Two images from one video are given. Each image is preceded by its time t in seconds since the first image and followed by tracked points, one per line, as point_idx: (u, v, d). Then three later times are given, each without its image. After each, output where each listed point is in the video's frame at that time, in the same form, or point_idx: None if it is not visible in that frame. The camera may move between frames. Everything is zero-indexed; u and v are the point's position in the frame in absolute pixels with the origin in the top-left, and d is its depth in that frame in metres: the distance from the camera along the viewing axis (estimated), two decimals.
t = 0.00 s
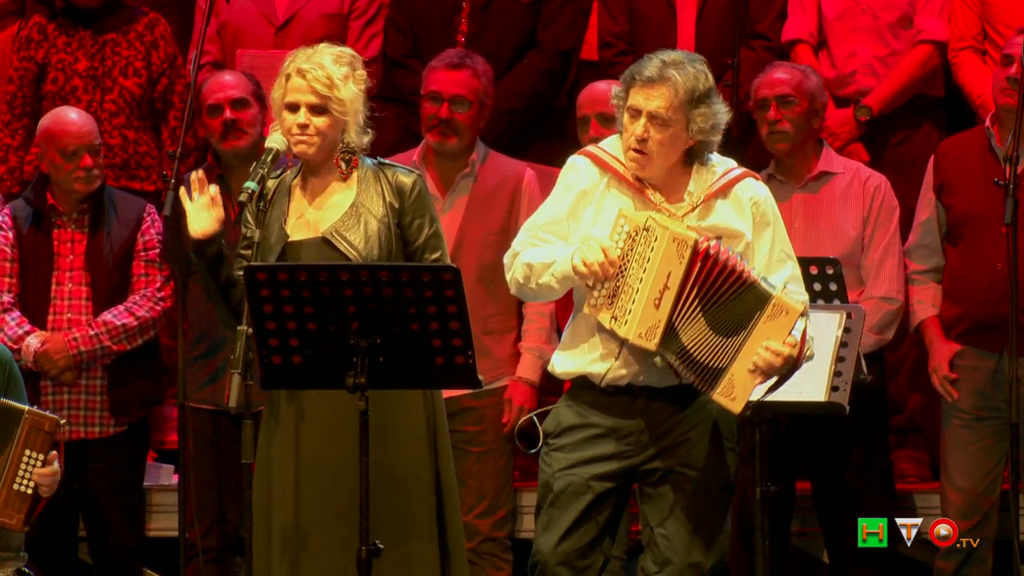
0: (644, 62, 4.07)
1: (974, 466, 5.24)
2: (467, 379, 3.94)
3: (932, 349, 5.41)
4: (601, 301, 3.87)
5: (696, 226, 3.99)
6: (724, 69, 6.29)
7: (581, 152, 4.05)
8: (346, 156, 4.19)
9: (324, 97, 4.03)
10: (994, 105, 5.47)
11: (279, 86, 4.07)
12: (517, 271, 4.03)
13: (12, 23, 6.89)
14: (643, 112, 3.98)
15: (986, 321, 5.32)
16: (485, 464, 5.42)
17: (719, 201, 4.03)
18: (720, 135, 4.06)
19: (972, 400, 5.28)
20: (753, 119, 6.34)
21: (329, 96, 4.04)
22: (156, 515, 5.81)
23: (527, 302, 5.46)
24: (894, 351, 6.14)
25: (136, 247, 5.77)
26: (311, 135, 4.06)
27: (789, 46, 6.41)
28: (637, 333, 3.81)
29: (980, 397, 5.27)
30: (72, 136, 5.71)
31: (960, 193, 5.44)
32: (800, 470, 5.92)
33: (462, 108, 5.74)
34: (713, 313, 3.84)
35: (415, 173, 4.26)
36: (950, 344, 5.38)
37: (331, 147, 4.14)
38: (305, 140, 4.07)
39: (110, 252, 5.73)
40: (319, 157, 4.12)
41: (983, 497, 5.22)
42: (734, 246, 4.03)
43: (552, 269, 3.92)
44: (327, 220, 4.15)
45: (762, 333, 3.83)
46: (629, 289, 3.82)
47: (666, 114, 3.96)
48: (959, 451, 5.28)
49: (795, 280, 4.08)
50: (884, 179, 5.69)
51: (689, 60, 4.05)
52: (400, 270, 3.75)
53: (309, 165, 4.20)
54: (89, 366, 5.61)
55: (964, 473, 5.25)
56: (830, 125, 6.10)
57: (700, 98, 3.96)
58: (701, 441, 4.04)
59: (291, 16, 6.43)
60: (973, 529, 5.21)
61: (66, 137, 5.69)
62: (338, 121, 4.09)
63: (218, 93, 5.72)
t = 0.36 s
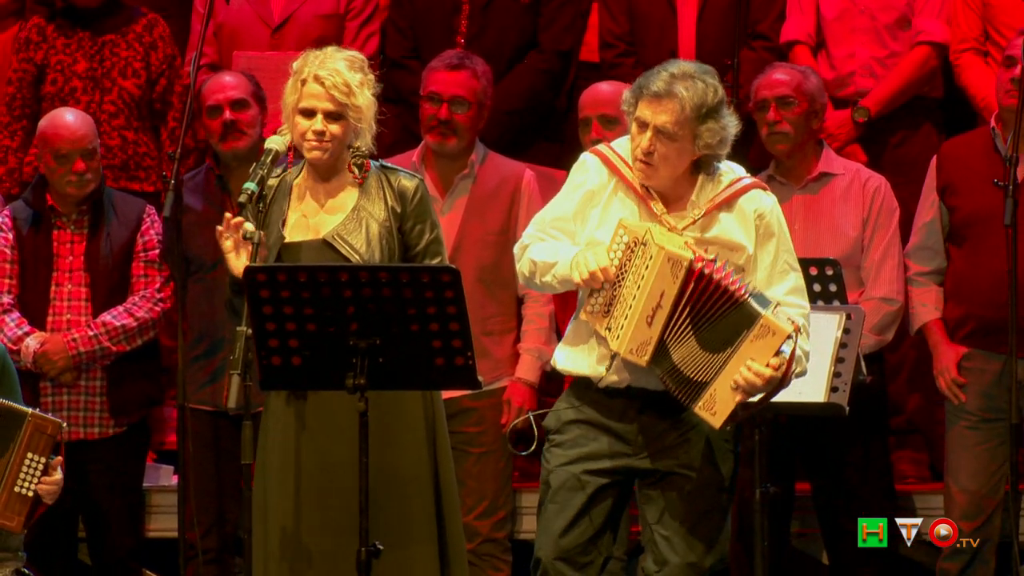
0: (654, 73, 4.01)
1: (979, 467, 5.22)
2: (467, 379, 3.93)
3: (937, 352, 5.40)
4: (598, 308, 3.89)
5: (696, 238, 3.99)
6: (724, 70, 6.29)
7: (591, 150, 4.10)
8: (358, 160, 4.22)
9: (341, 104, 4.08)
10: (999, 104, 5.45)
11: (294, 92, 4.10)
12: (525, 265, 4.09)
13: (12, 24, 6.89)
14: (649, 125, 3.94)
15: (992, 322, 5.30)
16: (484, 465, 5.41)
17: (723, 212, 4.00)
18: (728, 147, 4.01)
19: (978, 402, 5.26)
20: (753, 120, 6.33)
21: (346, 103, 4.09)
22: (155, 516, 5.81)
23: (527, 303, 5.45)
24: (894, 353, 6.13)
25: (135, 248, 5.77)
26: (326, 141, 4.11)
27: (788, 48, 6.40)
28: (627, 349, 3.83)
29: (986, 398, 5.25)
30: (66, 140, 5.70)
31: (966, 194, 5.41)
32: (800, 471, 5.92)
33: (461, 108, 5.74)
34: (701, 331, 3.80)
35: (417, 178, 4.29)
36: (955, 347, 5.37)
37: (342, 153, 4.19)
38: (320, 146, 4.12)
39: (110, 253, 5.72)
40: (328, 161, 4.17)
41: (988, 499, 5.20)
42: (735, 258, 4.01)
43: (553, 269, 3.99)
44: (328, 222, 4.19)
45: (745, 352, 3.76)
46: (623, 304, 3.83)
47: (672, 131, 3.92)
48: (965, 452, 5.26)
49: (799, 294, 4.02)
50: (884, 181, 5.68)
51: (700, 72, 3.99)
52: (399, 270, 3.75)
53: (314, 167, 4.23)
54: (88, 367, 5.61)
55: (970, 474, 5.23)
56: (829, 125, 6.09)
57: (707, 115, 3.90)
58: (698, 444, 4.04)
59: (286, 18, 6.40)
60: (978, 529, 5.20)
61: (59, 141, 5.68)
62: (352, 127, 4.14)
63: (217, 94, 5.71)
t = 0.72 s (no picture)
0: (651, 93, 3.95)
1: (984, 468, 5.22)
2: (468, 380, 3.93)
3: (944, 355, 5.42)
4: (601, 324, 3.89)
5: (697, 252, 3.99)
6: (724, 70, 6.28)
7: (589, 160, 4.09)
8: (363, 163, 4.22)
9: (349, 105, 4.08)
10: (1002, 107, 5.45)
11: (302, 91, 4.10)
12: (522, 273, 4.08)
13: (11, 25, 6.89)
14: (647, 148, 3.91)
15: (995, 324, 5.31)
16: (485, 466, 5.41)
17: (723, 225, 3.99)
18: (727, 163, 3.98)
19: (983, 404, 5.25)
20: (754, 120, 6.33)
21: (354, 104, 4.09)
22: (156, 517, 5.81)
23: (527, 304, 5.45)
24: (894, 354, 6.14)
25: (136, 249, 5.76)
26: (333, 142, 4.10)
27: (788, 48, 6.39)
28: (630, 369, 3.80)
29: (991, 401, 5.25)
30: (60, 145, 5.67)
31: (972, 198, 5.42)
32: (800, 471, 5.92)
33: (461, 109, 5.73)
34: (703, 348, 3.80)
35: (421, 181, 4.30)
36: (961, 350, 5.38)
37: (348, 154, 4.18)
38: (326, 146, 4.10)
39: (109, 254, 5.71)
40: (334, 162, 4.16)
41: (991, 500, 5.20)
42: (735, 269, 4.02)
43: (552, 281, 3.96)
44: (333, 224, 4.18)
45: (747, 367, 3.79)
46: (626, 324, 3.82)
47: (672, 154, 3.88)
48: (971, 454, 5.25)
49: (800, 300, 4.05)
50: (885, 181, 5.66)
51: (697, 91, 3.94)
52: (399, 271, 3.75)
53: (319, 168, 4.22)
54: (88, 368, 5.60)
55: (975, 475, 5.23)
56: (829, 126, 6.09)
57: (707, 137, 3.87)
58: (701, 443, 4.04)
59: (287, 19, 6.39)
60: (981, 530, 5.20)
61: (53, 146, 5.66)
62: (358, 129, 4.13)
63: (216, 95, 5.70)
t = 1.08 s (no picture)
0: (624, 106, 3.92)
1: (987, 466, 5.23)
2: (471, 379, 3.93)
3: (947, 354, 5.42)
4: (587, 330, 3.89)
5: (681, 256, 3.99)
6: (726, 69, 6.28)
7: (573, 166, 4.10)
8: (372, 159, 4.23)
9: (356, 102, 4.09)
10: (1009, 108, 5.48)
11: (309, 87, 4.11)
12: (514, 281, 4.08)
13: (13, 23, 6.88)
14: (625, 159, 3.88)
15: (999, 323, 5.31)
16: (487, 464, 5.41)
17: (707, 227, 4.00)
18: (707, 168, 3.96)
19: (986, 402, 5.27)
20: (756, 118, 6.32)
21: (361, 101, 4.09)
22: (158, 515, 5.82)
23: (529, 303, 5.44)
24: (899, 352, 6.09)
25: (138, 248, 5.75)
26: (340, 139, 4.11)
27: (790, 47, 6.38)
28: (615, 376, 3.82)
29: (993, 398, 5.26)
30: (55, 145, 5.63)
31: (978, 195, 5.42)
32: (803, 469, 5.92)
33: (464, 108, 5.71)
34: (684, 350, 3.82)
35: (428, 180, 4.30)
36: (965, 348, 5.37)
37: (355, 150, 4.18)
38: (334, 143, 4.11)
39: (112, 252, 5.71)
40: (341, 158, 4.16)
41: (993, 499, 5.21)
42: (720, 271, 4.03)
43: (542, 289, 3.94)
44: (339, 220, 4.18)
45: (727, 366, 3.82)
46: (608, 331, 3.82)
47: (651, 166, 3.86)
48: (973, 451, 5.26)
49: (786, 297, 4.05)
50: (888, 179, 5.65)
51: (670, 101, 3.90)
52: (402, 269, 3.75)
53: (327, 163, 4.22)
54: (91, 366, 5.60)
55: (977, 473, 5.23)
56: (832, 125, 6.09)
57: (685, 148, 3.84)
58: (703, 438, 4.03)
59: (291, 18, 6.39)
60: (983, 529, 5.21)
61: (48, 146, 5.63)
62: (365, 126, 4.14)
63: (218, 94, 5.69)
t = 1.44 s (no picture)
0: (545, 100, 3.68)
1: (989, 467, 5.24)
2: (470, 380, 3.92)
3: (948, 354, 5.41)
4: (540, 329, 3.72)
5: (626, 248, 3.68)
6: (724, 69, 6.27)
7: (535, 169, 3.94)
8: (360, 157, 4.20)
9: (331, 96, 4.06)
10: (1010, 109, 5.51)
11: (292, 83, 4.12)
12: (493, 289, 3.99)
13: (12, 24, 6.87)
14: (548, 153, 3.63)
15: (1001, 323, 5.31)
16: (487, 464, 5.42)
17: (649, 216, 3.69)
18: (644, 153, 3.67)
19: (989, 403, 5.28)
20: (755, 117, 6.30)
21: (336, 95, 4.06)
22: (157, 516, 5.81)
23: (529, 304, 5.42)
24: (899, 353, 6.06)
25: (136, 248, 5.74)
26: (316, 133, 4.11)
27: (789, 47, 6.37)
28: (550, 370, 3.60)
29: (996, 399, 5.28)
30: (53, 146, 5.63)
31: (980, 196, 5.42)
32: (803, 470, 5.91)
33: (464, 108, 5.70)
34: (615, 339, 3.56)
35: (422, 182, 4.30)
36: (966, 349, 5.37)
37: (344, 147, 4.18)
38: (311, 138, 4.12)
39: (110, 253, 5.70)
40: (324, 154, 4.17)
41: (995, 500, 5.22)
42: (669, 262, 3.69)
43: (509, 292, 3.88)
44: (330, 220, 4.18)
45: (644, 345, 3.48)
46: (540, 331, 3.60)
47: (572, 158, 3.59)
48: (976, 452, 5.27)
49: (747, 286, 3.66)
50: (888, 178, 5.61)
51: (590, 88, 3.64)
52: (402, 270, 3.75)
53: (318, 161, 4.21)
54: (90, 367, 5.59)
55: (980, 474, 5.25)
56: (830, 126, 6.05)
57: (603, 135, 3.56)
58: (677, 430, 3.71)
59: (292, 18, 6.39)
60: (985, 530, 5.21)
61: (45, 147, 5.63)
62: (345, 120, 4.11)
63: (218, 94, 5.68)
